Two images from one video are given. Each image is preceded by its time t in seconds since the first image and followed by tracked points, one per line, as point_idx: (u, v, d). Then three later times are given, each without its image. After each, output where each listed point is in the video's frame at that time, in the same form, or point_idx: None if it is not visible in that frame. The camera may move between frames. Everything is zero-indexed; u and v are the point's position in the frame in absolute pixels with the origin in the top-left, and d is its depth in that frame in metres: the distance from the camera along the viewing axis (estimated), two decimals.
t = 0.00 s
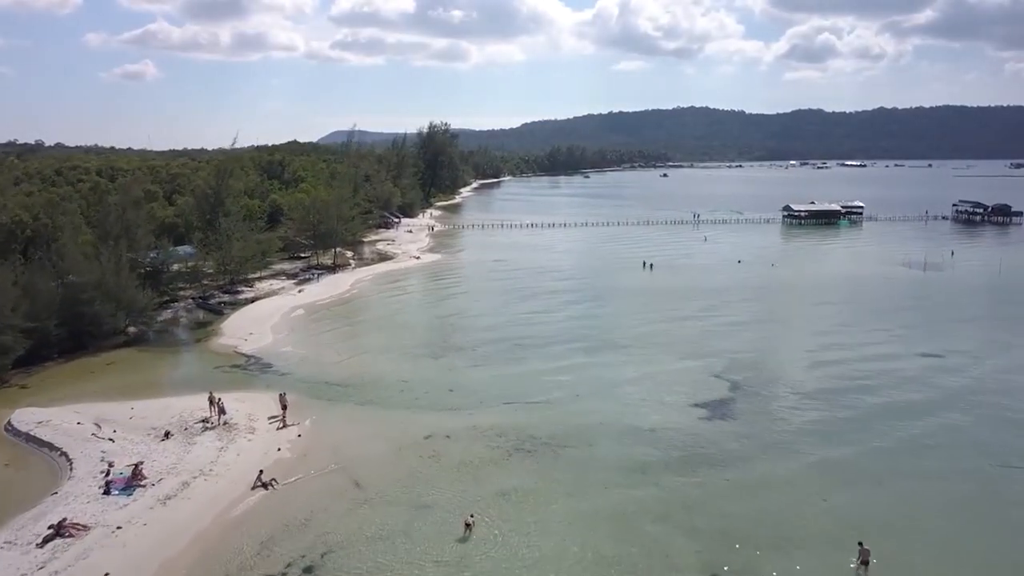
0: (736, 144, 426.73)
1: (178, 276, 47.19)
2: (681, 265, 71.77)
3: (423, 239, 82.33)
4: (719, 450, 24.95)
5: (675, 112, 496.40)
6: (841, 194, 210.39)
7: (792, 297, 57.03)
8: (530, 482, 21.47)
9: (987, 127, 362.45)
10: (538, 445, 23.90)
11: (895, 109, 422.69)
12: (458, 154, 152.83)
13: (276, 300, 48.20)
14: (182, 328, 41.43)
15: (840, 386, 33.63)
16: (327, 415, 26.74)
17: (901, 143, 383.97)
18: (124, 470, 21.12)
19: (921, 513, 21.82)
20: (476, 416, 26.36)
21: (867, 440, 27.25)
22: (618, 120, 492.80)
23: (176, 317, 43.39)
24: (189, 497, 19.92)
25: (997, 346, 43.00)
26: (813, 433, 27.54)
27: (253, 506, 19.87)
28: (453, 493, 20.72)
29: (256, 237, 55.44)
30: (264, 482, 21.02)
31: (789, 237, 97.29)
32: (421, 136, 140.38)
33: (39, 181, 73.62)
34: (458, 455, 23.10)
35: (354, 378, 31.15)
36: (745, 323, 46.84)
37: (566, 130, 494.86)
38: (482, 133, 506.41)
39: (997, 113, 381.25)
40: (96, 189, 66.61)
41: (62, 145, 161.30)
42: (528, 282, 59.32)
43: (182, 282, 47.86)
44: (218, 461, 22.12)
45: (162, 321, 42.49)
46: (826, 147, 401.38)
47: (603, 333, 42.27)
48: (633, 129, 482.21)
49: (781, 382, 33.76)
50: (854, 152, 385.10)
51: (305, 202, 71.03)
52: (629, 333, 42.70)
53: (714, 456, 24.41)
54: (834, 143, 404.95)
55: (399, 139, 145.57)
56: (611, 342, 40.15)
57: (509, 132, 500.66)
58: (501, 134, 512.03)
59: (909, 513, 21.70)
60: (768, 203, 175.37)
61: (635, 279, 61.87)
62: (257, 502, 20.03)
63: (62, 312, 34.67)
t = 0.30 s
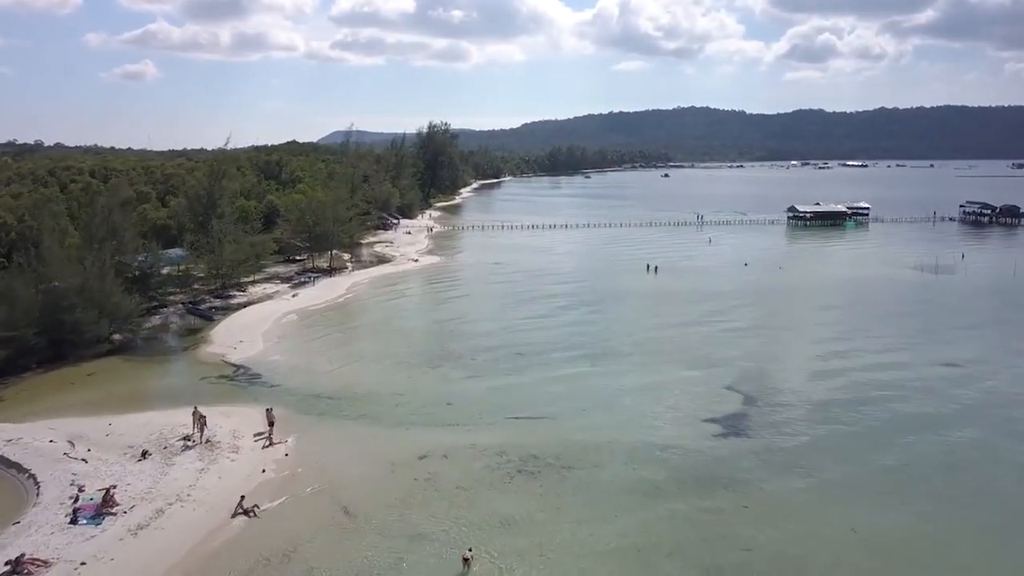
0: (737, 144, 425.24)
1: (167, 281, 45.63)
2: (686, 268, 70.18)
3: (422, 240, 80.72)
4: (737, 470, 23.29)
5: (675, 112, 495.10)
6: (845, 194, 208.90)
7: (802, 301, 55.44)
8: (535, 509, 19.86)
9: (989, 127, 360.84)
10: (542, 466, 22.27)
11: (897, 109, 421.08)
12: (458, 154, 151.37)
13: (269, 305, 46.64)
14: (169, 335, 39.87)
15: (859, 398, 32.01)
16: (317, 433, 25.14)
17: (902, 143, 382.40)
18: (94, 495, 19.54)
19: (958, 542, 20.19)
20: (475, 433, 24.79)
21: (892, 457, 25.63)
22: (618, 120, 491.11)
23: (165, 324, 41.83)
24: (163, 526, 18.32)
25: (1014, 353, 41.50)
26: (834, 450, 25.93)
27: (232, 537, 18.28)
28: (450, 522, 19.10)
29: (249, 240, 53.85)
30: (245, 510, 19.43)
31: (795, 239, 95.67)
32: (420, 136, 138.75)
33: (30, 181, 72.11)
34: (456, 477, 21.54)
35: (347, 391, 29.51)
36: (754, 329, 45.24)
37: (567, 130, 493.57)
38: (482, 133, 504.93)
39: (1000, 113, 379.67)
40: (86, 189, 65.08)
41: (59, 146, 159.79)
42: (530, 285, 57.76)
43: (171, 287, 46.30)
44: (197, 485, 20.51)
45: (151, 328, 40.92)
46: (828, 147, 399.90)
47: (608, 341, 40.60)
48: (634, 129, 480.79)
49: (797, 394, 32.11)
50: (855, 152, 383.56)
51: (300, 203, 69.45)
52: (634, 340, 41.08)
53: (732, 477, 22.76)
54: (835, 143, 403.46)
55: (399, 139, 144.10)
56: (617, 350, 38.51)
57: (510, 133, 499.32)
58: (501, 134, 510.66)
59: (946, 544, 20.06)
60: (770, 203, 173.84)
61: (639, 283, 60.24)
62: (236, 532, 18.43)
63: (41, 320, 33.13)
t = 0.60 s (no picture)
0: (739, 144, 423.50)
1: (156, 285, 44.08)
2: (691, 271, 68.56)
3: (421, 242, 79.19)
4: (754, 492, 21.70)
5: (676, 112, 493.57)
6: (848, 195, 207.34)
7: (811, 306, 53.92)
8: (539, 539, 18.29)
9: (992, 128, 359.27)
10: (545, 490, 20.69)
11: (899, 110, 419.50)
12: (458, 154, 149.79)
13: (262, 310, 45.04)
14: (156, 342, 38.32)
15: (878, 410, 30.44)
16: (306, 451, 23.57)
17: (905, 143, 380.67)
18: (60, 524, 17.95)
19: (995, 573, 18.64)
20: (474, 452, 23.22)
21: (916, 476, 24.06)
22: (619, 120, 489.68)
23: (152, 330, 40.25)
24: (132, 561, 16.75)
25: None
26: (857, 468, 24.34)
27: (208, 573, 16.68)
28: (445, 555, 17.51)
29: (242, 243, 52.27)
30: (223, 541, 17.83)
31: (800, 241, 94.16)
32: (420, 136, 137.32)
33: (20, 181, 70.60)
34: (454, 503, 19.95)
35: (338, 404, 27.95)
36: (764, 335, 43.66)
37: (567, 131, 491.98)
38: (482, 133, 503.37)
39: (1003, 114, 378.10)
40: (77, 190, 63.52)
41: (56, 146, 158.33)
42: (532, 290, 56.23)
43: (160, 291, 44.74)
44: (172, 513, 18.93)
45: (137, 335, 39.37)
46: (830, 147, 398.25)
47: (612, 348, 39.03)
48: (635, 129, 479.15)
49: (813, 406, 30.54)
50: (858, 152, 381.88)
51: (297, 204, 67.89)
52: (640, 347, 39.50)
53: (751, 500, 21.15)
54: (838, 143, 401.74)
55: (398, 139, 142.56)
56: (622, 358, 36.91)
57: (510, 133, 497.65)
58: (502, 134, 508.97)
59: None
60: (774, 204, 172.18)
61: (643, 287, 58.69)
62: (213, 567, 16.83)
63: (19, 328, 31.60)
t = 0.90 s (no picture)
0: (740, 144, 421.99)
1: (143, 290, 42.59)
2: (696, 274, 66.98)
3: (420, 244, 77.63)
4: (775, 519, 20.09)
5: (677, 112, 492.04)
6: (851, 195, 205.73)
7: (821, 310, 52.31)
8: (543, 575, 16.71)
9: (994, 128, 357.56)
10: (550, 518, 19.11)
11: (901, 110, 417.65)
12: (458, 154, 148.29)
13: (254, 316, 43.51)
14: (142, 350, 36.81)
15: (901, 424, 28.82)
16: (293, 472, 22.01)
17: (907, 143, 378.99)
18: (17, 560, 16.34)
19: None
20: (472, 473, 21.68)
21: (945, 497, 22.54)
22: (620, 121, 488.16)
23: (139, 337, 38.69)
24: None
25: None
26: (883, 490, 22.72)
27: None
28: None
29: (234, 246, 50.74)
30: None
31: (806, 243, 92.55)
32: (419, 136, 135.78)
33: (11, 182, 69.20)
34: (451, 533, 18.38)
35: (330, 419, 26.33)
36: (775, 342, 42.04)
37: (568, 131, 490.67)
38: (482, 133, 502.16)
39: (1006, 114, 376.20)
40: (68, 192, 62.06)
41: (53, 146, 156.97)
42: (534, 294, 54.65)
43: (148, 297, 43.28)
44: (143, 545, 17.32)
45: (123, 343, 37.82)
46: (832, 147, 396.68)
47: (617, 356, 37.43)
48: (635, 129, 477.73)
49: (831, 420, 28.93)
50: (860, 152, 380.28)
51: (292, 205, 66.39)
52: (646, 355, 37.88)
53: (772, 529, 19.53)
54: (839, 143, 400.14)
55: (397, 140, 141.10)
56: (629, 367, 35.29)
57: (510, 133, 496.43)
58: (502, 134, 507.59)
59: None
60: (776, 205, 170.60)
61: (648, 291, 57.06)
62: None
63: None
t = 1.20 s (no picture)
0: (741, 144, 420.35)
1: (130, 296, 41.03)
2: (702, 278, 65.43)
3: (419, 246, 76.08)
4: (799, 549, 18.59)
5: (678, 112, 490.40)
6: (855, 195, 204.00)
7: (832, 315, 50.78)
8: None
9: (997, 128, 355.71)
10: (556, 551, 17.52)
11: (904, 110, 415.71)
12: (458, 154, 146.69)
13: (245, 322, 41.93)
14: (127, 358, 35.25)
15: (926, 440, 27.21)
16: (278, 496, 20.42)
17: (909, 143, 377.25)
18: None
19: None
20: (472, 499, 20.10)
21: (979, 520, 21.03)
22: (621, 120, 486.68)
23: (124, 345, 37.15)
24: None
25: None
26: (911, 512, 21.22)
27: None
28: None
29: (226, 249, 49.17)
30: None
31: (812, 244, 91.01)
32: (419, 136, 134.20)
33: None
34: (448, 569, 16.80)
35: (319, 436, 24.75)
36: (787, 349, 40.43)
37: (568, 131, 489.19)
38: (483, 133, 500.71)
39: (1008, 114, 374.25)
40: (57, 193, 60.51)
41: (50, 145, 155.57)
42: (536, 298, 53.10)
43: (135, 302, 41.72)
44: None
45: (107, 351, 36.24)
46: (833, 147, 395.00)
47: (622, 364, 35.90)
48: (636, 129, 476.14)
49: (851, 434, 27.32)
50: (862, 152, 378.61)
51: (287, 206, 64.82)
52: (654, 363, 36.25)
53: (799, 562, 17.92)
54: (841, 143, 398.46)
55: (397, 139, 139.56)
56: (636, 376, 33.70)
57: (511, 134, 495.04)
58: (503, 134, 506.04)
59: None
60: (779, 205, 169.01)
61: (653, 295, 55.48)
62: None
63: None
